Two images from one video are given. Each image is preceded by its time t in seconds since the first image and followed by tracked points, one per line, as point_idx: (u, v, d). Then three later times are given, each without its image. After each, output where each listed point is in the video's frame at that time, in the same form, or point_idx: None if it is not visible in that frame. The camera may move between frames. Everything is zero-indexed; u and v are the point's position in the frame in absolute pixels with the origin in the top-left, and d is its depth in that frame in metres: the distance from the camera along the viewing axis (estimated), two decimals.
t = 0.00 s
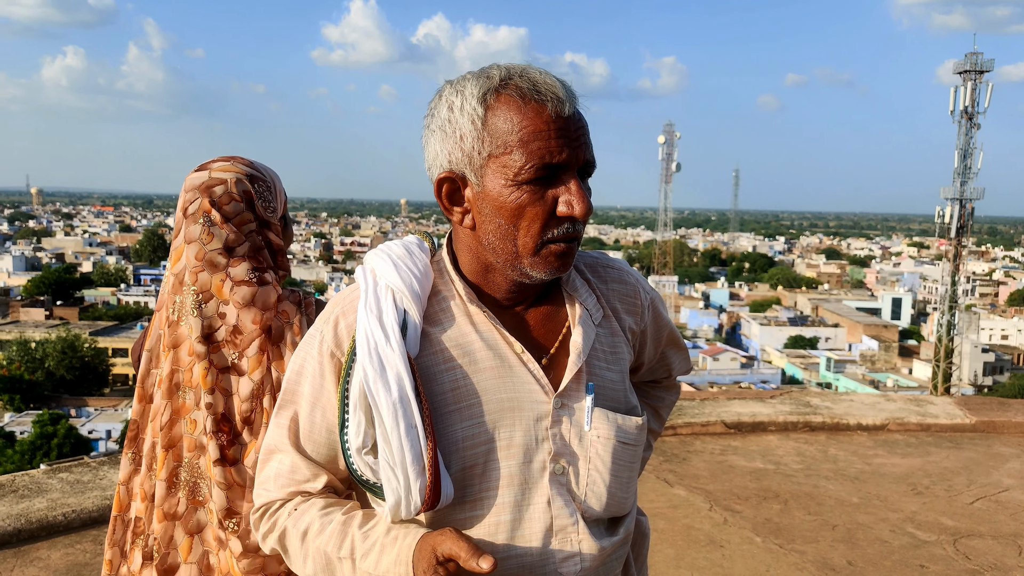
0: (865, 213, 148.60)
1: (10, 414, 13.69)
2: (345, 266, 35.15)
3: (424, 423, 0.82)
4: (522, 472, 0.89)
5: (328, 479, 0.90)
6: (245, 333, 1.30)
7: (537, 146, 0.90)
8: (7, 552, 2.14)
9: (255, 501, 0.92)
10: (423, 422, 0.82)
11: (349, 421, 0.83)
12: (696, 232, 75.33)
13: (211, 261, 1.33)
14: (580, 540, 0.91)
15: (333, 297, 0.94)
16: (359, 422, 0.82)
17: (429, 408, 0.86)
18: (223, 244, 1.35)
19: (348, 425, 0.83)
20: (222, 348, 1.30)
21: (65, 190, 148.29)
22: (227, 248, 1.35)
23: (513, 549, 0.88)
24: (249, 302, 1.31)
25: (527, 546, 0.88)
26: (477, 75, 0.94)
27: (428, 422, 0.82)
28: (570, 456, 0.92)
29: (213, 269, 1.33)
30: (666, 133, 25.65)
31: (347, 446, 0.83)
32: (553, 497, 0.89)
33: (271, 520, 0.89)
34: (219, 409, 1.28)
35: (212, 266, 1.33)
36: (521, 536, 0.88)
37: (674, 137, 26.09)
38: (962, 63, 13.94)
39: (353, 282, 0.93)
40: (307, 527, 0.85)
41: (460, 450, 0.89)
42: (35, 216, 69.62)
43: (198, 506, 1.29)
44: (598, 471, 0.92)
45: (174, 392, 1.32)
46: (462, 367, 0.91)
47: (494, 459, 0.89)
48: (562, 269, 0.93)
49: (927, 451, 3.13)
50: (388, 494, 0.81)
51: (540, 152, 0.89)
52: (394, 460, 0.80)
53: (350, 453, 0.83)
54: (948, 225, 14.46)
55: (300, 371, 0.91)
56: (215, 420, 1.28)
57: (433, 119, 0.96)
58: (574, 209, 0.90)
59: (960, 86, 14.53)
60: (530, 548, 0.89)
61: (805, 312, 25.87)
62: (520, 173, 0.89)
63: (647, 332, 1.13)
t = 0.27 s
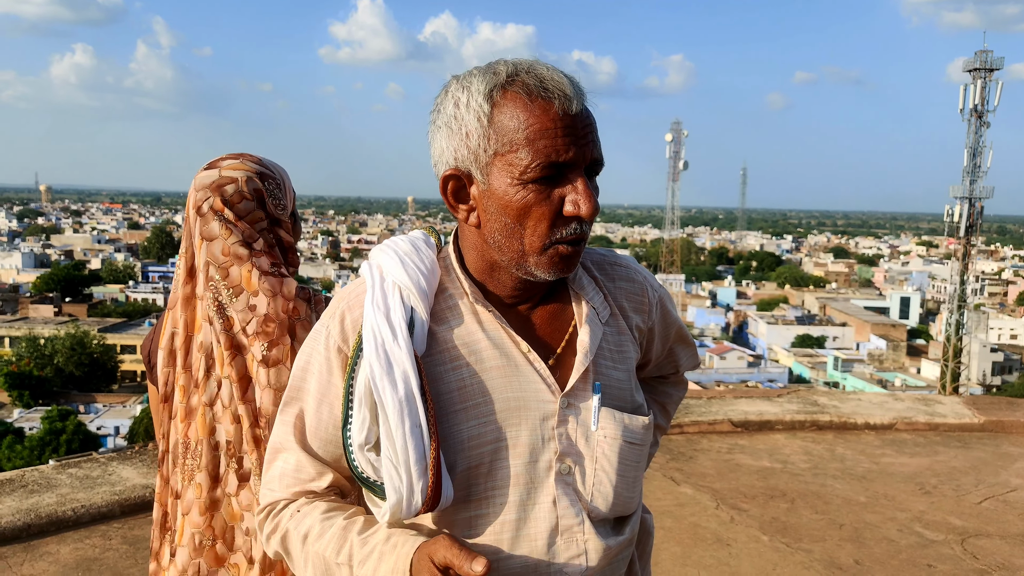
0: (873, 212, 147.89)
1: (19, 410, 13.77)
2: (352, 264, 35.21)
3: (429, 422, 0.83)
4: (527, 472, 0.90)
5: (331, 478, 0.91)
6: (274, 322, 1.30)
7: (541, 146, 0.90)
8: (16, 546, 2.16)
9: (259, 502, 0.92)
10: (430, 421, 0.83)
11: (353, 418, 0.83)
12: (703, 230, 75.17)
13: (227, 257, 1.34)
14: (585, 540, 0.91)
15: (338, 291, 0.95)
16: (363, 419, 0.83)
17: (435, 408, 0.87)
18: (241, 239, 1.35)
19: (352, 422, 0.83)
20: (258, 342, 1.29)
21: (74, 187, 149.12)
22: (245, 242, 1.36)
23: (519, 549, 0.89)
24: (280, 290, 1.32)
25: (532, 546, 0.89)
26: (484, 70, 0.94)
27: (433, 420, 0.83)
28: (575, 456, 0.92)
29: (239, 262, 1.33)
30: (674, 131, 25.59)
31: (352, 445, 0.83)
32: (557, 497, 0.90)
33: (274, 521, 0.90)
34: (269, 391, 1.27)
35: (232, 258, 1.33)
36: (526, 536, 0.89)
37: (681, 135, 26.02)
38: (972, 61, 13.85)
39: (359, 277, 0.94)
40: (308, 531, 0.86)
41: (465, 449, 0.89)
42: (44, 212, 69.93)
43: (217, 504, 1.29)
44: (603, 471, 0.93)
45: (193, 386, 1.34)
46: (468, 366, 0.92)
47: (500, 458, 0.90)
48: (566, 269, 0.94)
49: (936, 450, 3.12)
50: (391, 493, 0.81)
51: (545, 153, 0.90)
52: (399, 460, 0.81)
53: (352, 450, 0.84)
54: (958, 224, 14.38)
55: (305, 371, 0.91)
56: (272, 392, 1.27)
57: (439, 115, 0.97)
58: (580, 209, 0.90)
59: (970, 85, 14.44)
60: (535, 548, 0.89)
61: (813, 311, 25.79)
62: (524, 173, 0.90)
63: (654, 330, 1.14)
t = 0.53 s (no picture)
0: (877, 208, 147.54)
1: (24, 408, 13.84)
2: (355, 262, 35.27)
3: (450, 412, 0.84)
4: (541, 463, 0.92)
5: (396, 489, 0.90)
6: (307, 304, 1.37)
7: (532, 147, 0.91)
8: (21, 543, 2.18)
9: (312, 540, 0.87)
10: (452, 413, 0.85)
11: (373, 411, 0.84)
12: (706, 227, 75.10)
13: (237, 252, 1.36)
14: (598, 533, 0.93)
15: (351, 286, 0.97)
16: (385, 412, 0.84)
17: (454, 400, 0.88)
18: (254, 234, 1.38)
19: (372, 414, 0.84)
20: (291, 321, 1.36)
21: (78, 184, 149.47)
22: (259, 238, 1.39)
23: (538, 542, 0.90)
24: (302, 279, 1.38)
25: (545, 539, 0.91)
26: (478, 68, 0.95)
27: (454, 411, 0.85)
28: (589, 449, 0.94)
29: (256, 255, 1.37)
30: (677, 128, 25.57)
31: (373, 439, 0.84)
32: (570, 489, 0.91)
33: (338, 558, 0.85)
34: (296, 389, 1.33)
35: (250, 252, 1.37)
36: (538, 526, 0.91)
37: (684, 132, 26.00)
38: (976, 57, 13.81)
39: (369, 272, 0.95)
40: (390, 563, 0.83)
41: (479, 443, 0.91)
42: (49, 211, 70.10)
43: (240, 498, 1.32)
44: (618, 462, 0.94)
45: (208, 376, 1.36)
46: (479, 358, 0.94)
47: (515, 450, 0.91)
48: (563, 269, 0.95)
49: (938, 446, 3.14)
50: (418, 484, 0.81)
51: (536, 155, 0.91)
52: (421, 451, 0.82)
53: (374, 443, 0.84)
54: (961, 220, 14.36)
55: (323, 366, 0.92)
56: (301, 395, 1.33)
57: (436, 115, 0.98)
58: (575, 209, 0.92)
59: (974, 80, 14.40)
60: (549, 538, 0.91)
61: (816, 307, 25.76)
62: (515, 176, 0.92)
63: (664, 321, 1.15)
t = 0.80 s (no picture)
0: (873, 202, 147.77)
1: (19, 402, 13.80)
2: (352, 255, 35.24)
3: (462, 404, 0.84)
4: (554, 456, 0.91)
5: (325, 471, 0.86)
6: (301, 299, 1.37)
7: (570, 132, 0.91)
8: (16, 537, 2.18)
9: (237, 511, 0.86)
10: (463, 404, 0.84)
11: (381, 402, 0.83)
12: (703, 221, 75.11)
13: (242, 243, 1.36)
14: (613, 523, 0.92)
15: (351, 275, 0.95)
16: (394, 403, 0.82)
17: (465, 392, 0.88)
18: (257, 228, 1.38)
19: (380, 406, 0.83)
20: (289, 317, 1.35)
21: (73, 178, 148.95)
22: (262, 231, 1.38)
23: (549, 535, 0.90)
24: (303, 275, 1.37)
25: (563, 529, 0.90)
26: (506, 52, 0.95)
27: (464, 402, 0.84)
28: (602, 440, 0.94)
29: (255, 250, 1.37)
30: (674, 121, 25.54)
31: (382, 430, 0.83)
32: (584, 479, 0.92)
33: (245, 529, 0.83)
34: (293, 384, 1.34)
35: (251, 245, 1.37)
36: (554, 519, 0.90)
37: (681, 125, 25.97)
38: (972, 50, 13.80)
39: (374, 260, 0.94)
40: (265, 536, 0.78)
41: (491, 434, 0.90)
42: (44, 204, 69.80)
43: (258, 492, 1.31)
44: (629, 452, 0.95)
45: (208, 367, 1.35)
46: (493, 348, 0.93)
47: (527, 442, 0.91)
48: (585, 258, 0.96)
49: (933, 438, 3.14)
50: (425, 478, 0.80)
51: (572, 140, 0.91)
52: (433, 443, 0.81)
53: (383, 436, 0.83)
54: (957, 214, 14.38)
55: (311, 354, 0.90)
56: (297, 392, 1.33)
57: (458, 98, 0.97)
58: (600, 198, 0.92)
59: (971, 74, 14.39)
60: (564, 531, 0.90)
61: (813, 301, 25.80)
62: (550, 161, 0.91)
63: (659, 316, 1.15)
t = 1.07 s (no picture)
0: (868, 200, 148.16)
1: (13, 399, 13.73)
2: (347, 253, 35.18)
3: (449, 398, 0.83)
4: (548, 453, 0.91)
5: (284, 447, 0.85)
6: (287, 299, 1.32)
7: (573, 120, 0.90)
8: (10, 533, 2.16)
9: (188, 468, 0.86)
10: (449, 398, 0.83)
11: (365, 396, 0.82)
12: (698, 218, 75.22)
13: (234, 240, 1.34)
14: (607, 521, 0.92)
15: (342, 266, 0.94)
16: (379, 395, 0.81)
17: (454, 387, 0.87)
18: (248, 223, 1.35)
19: (364, 400, 0.82)
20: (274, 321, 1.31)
21: (67, 175, 148.37)
22: (252, 227, 1.35)
23: (541, 532, 0.89)
24: (292, 270, 1.34)
25: (556, 527, 0.90)
26: (505, 43, 0.94)
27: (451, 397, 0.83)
28: (595, 437, 0.93)
29: (245, 246, 1.34)
30: (669, 119, 25.54)
31: (366, 423, 0.81)
32: (579, 477, 0.91)
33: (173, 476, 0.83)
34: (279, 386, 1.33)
35: (241, 243, 1.34)
36: (549, 516, 0.90)
37: (677, 123, 25.98)
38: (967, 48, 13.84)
39: (366, 252, 0.93)
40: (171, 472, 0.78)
41: (485, 430, 0.90)
42: (37, 201, 69.48)
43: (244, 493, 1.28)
44: (623, 449, 0.94)
45: (194, 364, 1.34)
46: (486, 344, 0.92)
47: (518, 438, 0.90)
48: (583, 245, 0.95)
49: (927, 435, 3.15)
50: (408, 472, 0.79)
51: (573, 128, 0.90)
52: (418, 436, 0.80)
53: (366, 428, 0.81)
54: (951, 212, 14.42)
55: (295, 345, 0.89)
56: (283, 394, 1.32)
57: (455, 90, 0.96)
58: (599, 187, 0.91)
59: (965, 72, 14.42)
60: (559, 529, 0.90)
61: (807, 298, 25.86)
62: (551, 149, 0.90)
63: (653, 310, 1.15)
